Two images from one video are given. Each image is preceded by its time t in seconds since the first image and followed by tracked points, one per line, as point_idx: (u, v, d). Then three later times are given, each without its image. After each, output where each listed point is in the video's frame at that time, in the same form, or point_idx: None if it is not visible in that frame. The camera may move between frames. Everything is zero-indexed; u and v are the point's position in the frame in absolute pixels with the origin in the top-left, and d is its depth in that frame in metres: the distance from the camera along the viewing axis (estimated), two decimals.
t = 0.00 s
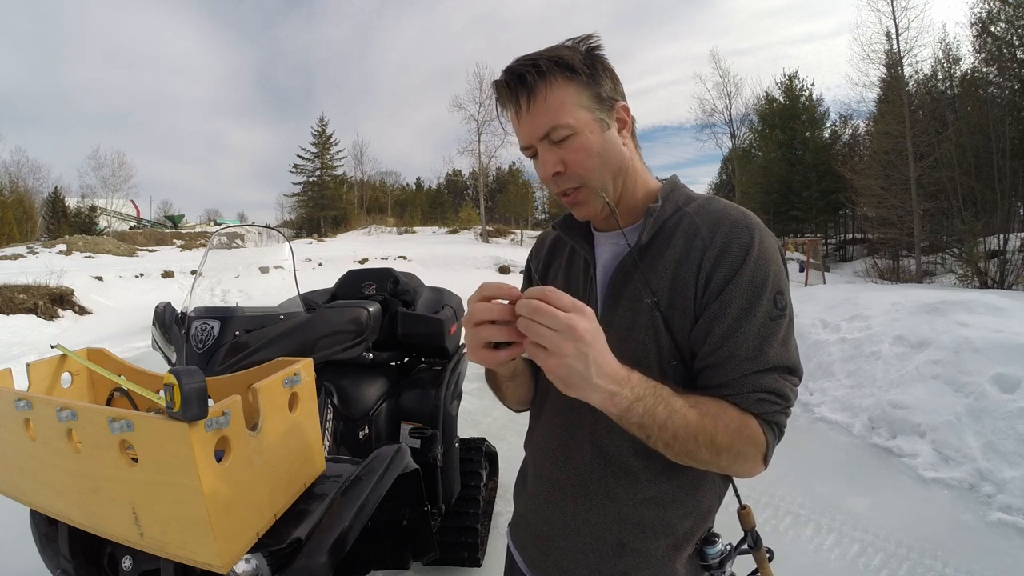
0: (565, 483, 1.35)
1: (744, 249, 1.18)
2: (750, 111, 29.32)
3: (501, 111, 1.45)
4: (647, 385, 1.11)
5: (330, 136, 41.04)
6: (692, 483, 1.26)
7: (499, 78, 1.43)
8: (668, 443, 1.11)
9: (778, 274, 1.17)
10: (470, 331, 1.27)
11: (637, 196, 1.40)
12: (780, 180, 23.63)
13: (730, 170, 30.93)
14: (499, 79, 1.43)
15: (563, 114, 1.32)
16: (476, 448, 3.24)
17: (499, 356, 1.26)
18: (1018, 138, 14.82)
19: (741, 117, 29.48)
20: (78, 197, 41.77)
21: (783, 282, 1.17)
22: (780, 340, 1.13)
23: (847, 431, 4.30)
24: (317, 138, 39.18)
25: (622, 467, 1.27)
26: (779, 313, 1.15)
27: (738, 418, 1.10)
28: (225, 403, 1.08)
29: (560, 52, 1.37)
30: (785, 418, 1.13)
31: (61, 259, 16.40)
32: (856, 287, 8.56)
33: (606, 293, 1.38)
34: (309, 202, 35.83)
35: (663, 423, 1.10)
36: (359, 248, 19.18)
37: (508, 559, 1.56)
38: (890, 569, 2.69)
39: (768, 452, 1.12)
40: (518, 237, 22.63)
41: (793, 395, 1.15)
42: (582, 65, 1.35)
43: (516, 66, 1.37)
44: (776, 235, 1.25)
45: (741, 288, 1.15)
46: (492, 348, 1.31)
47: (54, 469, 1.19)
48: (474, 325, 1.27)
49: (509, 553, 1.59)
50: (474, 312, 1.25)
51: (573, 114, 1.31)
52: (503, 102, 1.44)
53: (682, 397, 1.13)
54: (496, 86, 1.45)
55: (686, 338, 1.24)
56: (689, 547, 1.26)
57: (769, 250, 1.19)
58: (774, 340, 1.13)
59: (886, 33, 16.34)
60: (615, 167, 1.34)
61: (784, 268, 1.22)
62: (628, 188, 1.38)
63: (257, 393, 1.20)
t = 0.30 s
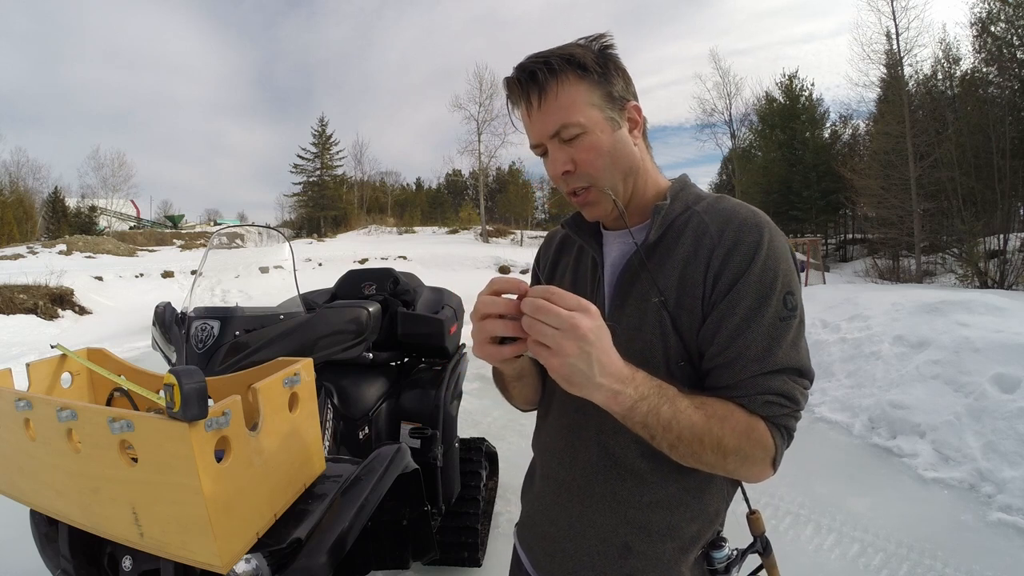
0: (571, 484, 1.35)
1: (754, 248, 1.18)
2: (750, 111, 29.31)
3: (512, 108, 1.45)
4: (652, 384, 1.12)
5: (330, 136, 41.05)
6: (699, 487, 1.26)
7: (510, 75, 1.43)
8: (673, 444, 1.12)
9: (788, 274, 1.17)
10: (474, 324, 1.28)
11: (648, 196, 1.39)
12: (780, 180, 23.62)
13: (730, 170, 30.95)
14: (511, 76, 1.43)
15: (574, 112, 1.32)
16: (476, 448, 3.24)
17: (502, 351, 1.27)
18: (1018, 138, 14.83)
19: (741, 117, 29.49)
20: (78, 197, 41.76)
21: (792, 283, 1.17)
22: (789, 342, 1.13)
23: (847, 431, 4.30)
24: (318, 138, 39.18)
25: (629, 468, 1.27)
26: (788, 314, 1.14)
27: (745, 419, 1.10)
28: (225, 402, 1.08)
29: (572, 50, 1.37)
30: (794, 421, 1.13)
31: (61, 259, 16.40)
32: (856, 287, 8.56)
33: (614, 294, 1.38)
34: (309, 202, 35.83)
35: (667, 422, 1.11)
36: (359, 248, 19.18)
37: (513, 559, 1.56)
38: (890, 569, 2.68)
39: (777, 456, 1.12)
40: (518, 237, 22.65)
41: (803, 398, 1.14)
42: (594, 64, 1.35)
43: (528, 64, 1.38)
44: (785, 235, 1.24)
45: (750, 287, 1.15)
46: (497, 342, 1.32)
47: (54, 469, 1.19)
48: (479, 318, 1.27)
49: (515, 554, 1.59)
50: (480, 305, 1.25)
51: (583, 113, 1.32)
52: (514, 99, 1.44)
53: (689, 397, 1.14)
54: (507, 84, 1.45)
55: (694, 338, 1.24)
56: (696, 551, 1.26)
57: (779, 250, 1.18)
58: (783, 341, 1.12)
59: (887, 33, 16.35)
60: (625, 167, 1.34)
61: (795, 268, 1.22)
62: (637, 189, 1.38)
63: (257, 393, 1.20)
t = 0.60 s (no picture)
0: (578, 487, 1.35)
1: (762, 248, 1.18)
2: (750, 111, 29.31)
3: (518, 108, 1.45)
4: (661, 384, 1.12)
5: (330, 136, 41.04)
6: (706, 489, 1.26)
7: (516, 75, 1.43)
8: (681, 446, 1.12)
9: (796, 275, 1.17)
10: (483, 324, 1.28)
11: (656, 196, 1.39)
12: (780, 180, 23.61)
13: (730, 170, 30.95)
14: (517, 75, 1.43)
15: (581, 111, 1.32)
16: (476, 447, 3.24)
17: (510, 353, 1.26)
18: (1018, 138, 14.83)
19: (741, 116, 29.47)
20: (78, 197, 41.73)
21: (801, 284, 1.17)
22: (797, 344, 1.13)
23: (847, 431, 4.30)
24: (318, 138, 39.18)
25: (636, 471, 1.27)
26: (797, 315, 1.14)
27: (752, 422, 1.10)
28: (225, 402, 1.08)
29: (579, 49, 1.37)
30: (802, 424, 1.13)
31: (61, 259, 16.39)
32: (856, 287, 8.56)
33: (620, 295, 1.38)
34: (309, 202, 35.82)
35: (675, 423, 1.11)
36: (359, 248, 19.18)
37: (518, 559, 1.56)
38: (890, 569, 2.69)
39: (785, 459, 1.12)
40: (519, 237, 22.65)
41: (811, 400, 1.14)
42: (601, 63, 1.35)
43: (534, 63, 1.38)
44: (793, 235, 1.24)
45: (758, 288, 1.15)
46: (504, 343, 1.32)
47: (54, 469, 1.19)
48: (488, 319, 1.26)
49: (519, 555, 1.59)
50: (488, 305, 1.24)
51: (590, 112, 1.32)
52: (520, 98, 1.44)
53: (697, 398, 1.14)
54: (514, 83, 1.45)
55: (701, 340, 1.24)
56: (703, 553, 1.26)
57: (787, 251, 1.19)
58: (791, 342, 1.12)
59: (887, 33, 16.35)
60: (632, 166, 1.34)
61: (803, 268, 1.22)
62: (645, 189, 1.38)
63: (257, 393, 1.20)
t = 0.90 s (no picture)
0: (581, 488, 1.35)
1: (766, 248, 1.18)
2: (750, 111, 29.30)
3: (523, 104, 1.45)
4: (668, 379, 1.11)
5: (330, 136, 41.01)
6: (709, 491, 1.26)
7: (523, 70, 1.42)
8: (688, 443, 1.11)
9: (800, 275, 1.17)
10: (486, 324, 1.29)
11: (660, 196, 1.39)
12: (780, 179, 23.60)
13: (730, 170, 30.94)
14: (524, 71, 1.42)
15: (587, 110, 1.32)
16: (476, 448, 3.24)
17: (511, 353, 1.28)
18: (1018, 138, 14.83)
19: (741, 116, 29.47)
20: (78, 197, 41.69)
21: (805, 284, 1.17)
22: (801, 345, 1.13)
23: (847, 431, 4.29)
24: (318, 138, 39.17)
25: (640, 472, 1.27)
26: (801, 315, 1.15)
27: (759, 422, 1.10)
28: (225, 403, 1.08)
29: (587, 47, 1.37)
30: (807, 423, 1.13)
31: (61, 259, 16.38)
32: (856, 287, 8.56)
33: (623, 296, 1.38)
34: (308, 202, 35.80)
35: (683, 419, 1.10)
36: (359, 248, 19.18)
37: (520, 560, 1.56)
38: (890, 569, 2.69)
39: (790, 460, 1.12)
40: (518, 237, 22.67)
41: (815, 401, 1.14)
42: (609, 61, 1.35)
43: (541, 60, 1.37)
44: (796, 235, 1.25)
45: (763, 288, 1.15)
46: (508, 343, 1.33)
47: (54, 469, 1.19)
48: (492, 318, 1.26)
49: (522, 556, 1.59)
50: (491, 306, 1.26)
51: (597, 111, 1.32)
52: (526, 93, 1.43)
53: (704, 395, 1.14)
54: (520, 79, 1.45)
55: (705, 340, 1.24)
56: (707, 554, 1.26)
57: (791, 251, 1.19)
58: (795, 343, 1.13)
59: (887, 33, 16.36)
60: (637, 166, 1.34)
61: (806, 269, 1.22)
62: (650, 189, 1.38)
63: (257, 393, 1.20)
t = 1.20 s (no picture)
0: (584, 488, 1.35)
1: (768, 249, 1.18)
2: (750, 111, 29.30)
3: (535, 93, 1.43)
4: (674, 371, 1.10)
5: (330, 136, 40.99)
6: (712, 490, 1.26)
7: (540, 58, 1.40)
8: (692, 434, 1.11)
9: (802, 276, 1.17)
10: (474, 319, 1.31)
11: (661, 200, 1.40)
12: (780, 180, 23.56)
13: (730, 170, 30.91)
14: (541, 59, 1.40)
15: (600, 109, 1.31)
16: (476, 448, 3.24)
17: (493, 344, 1.31)
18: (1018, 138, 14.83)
19: (741, 116, 29.45)
20: (78, 197, 41.66)
21: (806, 284, 1.17)
22: (803, 345, 1.14)
23: (847, 431, 4.29)
24: (318, 138, 39.16)
25: (641, 472, 1.27)
26: (802, 316, 1.15)
27: (762, 416, 1.10)
28: (225, 403, 1.08)
29: (608, 43, 1.35)
30: (809, 423, 1.13)
31: (61, 259, 16.37)
32: (856, 287, 8.56)
33: (625, 296, 1.38)
34: (308, 202, 35.80)
35: (687, 410, 1.10)
36: (359, 248, 19.17)
37: (522, 560, 1.56)
38: (890, 569, 2.69)
39: (792, 458, 1.12)
40: (518, 237, 22.69)
41: (817, 400, 1.14)
42: (628, 61, 1.34)
43: (560, 51, 1.35)
44: (799, 236, 1.25)
45: (764, 289, 1.15)
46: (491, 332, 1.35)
47: (54, 469, 1.19)
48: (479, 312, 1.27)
49: (524, 556, 1.58)
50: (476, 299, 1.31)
51: (610, 111, 1.31)
52: (539, 82, 1.41)
53: (709, 389, 1.13)
54: (535, 66, 1.42)
55: (707, 340, 1.24)
56: (709, 553, 1.27)
57: (792, 251, 1.19)
58: (797, 343, 1.13)
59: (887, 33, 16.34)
60: (642, 170, 1.34)
61: (808, 270, 1.22)
62: (652, 193, 1.38)
63: (257, 393, 1.20)
